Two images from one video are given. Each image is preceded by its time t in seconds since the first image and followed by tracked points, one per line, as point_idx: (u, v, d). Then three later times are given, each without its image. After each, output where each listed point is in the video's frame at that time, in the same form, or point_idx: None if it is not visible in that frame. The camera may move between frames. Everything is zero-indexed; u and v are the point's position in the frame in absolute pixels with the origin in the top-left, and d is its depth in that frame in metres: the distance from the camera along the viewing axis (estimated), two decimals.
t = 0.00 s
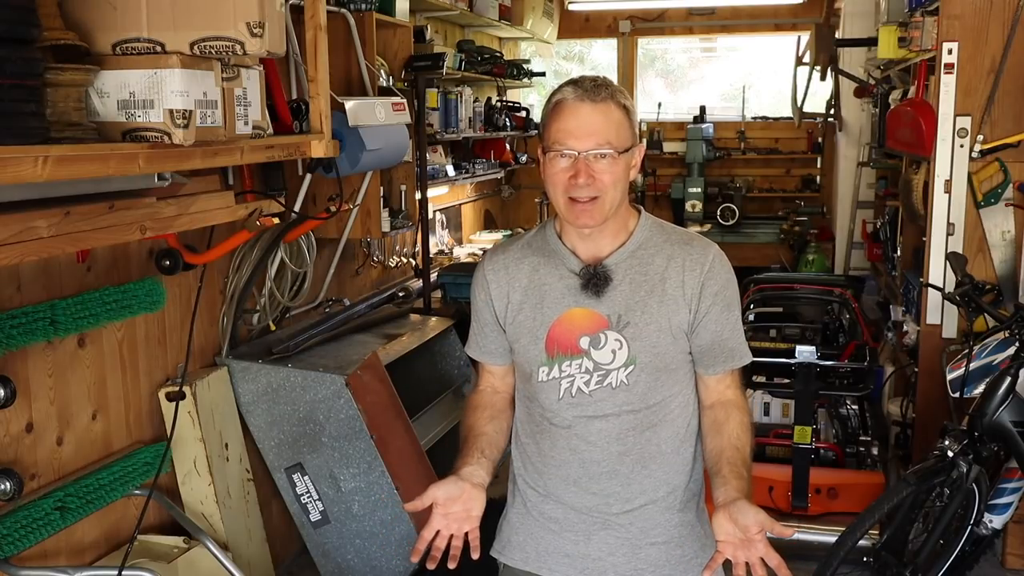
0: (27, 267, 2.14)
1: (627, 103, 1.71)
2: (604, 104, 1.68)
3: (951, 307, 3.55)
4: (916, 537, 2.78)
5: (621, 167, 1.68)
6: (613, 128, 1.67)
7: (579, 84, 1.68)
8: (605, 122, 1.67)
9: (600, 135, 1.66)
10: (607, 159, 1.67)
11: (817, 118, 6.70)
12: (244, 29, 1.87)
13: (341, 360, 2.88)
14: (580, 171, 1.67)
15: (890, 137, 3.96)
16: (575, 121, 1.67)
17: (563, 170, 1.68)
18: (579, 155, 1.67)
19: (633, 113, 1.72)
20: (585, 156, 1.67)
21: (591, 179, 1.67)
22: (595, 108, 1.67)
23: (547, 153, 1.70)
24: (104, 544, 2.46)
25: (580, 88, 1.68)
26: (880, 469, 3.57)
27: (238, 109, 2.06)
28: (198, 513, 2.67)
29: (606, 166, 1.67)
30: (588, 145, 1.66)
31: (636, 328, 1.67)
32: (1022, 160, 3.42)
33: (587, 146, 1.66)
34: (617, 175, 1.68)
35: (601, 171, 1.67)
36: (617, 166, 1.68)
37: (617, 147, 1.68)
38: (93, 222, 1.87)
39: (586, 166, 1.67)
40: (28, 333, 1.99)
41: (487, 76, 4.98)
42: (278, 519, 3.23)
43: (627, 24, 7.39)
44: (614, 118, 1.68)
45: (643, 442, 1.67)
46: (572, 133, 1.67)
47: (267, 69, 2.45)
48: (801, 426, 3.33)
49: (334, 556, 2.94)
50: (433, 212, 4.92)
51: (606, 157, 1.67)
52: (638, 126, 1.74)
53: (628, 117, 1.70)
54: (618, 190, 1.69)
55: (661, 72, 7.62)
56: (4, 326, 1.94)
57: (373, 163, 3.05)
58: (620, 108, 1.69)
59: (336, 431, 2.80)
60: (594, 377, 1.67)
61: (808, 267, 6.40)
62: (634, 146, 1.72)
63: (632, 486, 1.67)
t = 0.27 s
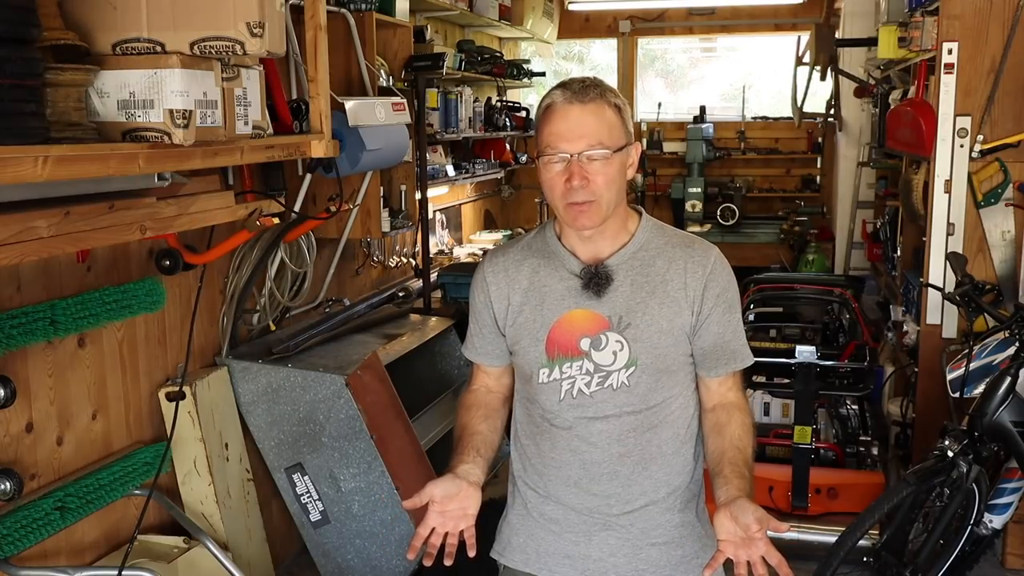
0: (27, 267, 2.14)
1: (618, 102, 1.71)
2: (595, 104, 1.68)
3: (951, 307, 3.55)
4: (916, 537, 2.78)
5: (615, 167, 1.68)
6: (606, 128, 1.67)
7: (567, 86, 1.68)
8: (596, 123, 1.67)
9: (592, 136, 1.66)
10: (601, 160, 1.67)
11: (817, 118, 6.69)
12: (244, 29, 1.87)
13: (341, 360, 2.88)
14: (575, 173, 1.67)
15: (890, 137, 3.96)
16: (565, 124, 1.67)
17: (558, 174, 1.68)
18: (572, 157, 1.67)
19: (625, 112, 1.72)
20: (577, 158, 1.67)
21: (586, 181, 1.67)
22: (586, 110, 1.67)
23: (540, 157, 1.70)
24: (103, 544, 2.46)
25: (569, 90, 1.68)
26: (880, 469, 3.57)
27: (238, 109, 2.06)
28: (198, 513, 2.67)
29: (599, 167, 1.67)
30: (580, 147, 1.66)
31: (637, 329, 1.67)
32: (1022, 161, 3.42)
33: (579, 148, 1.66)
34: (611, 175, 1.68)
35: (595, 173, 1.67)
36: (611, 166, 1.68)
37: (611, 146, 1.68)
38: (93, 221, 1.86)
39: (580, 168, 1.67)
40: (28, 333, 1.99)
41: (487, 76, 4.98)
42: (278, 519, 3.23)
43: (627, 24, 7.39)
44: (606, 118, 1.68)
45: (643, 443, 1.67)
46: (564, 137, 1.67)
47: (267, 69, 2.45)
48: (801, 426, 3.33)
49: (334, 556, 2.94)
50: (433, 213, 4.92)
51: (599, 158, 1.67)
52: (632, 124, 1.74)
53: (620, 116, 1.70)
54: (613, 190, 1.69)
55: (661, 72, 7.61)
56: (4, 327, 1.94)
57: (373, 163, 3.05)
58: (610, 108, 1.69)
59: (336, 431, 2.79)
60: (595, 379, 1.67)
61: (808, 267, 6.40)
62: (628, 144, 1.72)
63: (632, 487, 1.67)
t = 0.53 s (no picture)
0: (27, 267, 2.14)
1: (591, 111, 1.69)
2: (563, 118, 1.67)
3: (951, 307, 3.55)
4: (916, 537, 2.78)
5: (586, 180, 1.67)
6: (572, 142, 1.66)
7: (535, 102, 1.68)
8: (563, 138, 1.66)
9: (559, 150, 1.66)
10: (571, 174, 1.66)
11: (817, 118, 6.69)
12: (244, 29, 1.87)
13: (342, 360, 2.89)
14: (545, 189, 1.67)
15: (890, 137, 3.96)
16: (534, 141, 1.68)
17: (529, 191, 1.69)
18: (538, 176, 1.67)
19: (596, 120, 1.69)
20: (544, 176, 1.67)
21: (557, 197, 1.67)
22: (553, 125, 1.67)
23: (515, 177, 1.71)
24: (104, 544, 2.46)
25: (536, 106, 1.68)
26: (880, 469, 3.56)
27: (238, 109, 2.06)
28: (198, 513, 2.67)
29: (569, 182, 1.66)
30: (545, 166, 1.66)
31: (637, 330, 1.67)
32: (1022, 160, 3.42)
33: (544, 168, 1.66)
34: (582, 189, 1.67)
35: (564, 188, 1.66)
36: (583, 179, 1.67)
37: (580, 159, 1.66)
38: (93, 221, 1.86)
39: (550, 183, 1.66)
40: (28, 333, 1.99)
41: (487, 76, 4.98)
42: (278, 519, 3.23)
43: (627, 24, 7.39)
44: (574, 131, 1.67)
45: (643, 443, 1.67)
46: (534, 153, 1.67)
47: (267, 69, 2.45)
48: (801, 426, 3.33)
49: (334, 556, 2.94)
50: (433, 213, 4.92)
51: (566, 173, 1.66)
52: (612, 131, 1.71)
53: (588, 126, 1.68)
54: (586, 203, 1.68)
55: (661, 72, 7.61)
56: (4, 327, 1.94)
57: (373, 163, 3.05)
58: (575, 120, 1.68)
59: (336, 431, 2.80)
60: (595, 379, 1.67)
61: (808, 267, 6.40)
62: (605, 154, 1.70)
63: (631, 487, 1.67)
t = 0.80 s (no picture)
0: (27, 267, 2.14)
1: (581, 114, 1.69)
2: (552, 124, 1.68)
3: (951, 307, 3.55)
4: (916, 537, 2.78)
5: (580, 183, 1.67)
6: (563, 148, 1.66)
7: (523, 111, 1.69)
8: (553, 144, 1.67)
9: (550, 156, 1.66)
10: (564, 179, 1.66)
11: (817, 118, 6.69)
12: (244, 29, 1.87)
13: (342, 360, 2.89)
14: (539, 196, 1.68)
15: (890, 137, 3.96)
16: (526, 149, 1.68)
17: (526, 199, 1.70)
18: (532, 183, 1.68)
19: (587, 122, 1.69)
20: (538, 183, 1.67)
21: (552, 202, 1.67)
22: (542, 133, 1.67)
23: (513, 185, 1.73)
24: (104, 544, 2.46)
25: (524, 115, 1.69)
26: (880, 469, 3.56)
27: (238, 109, 2.06)
28: (198, 513, 2.67)
29: (563, 187, 1.67)
30: (538, 173, 1.67)
31: (636, 330, 1.67)
32: (1022, 160, 3.42)
33: (536, 175, 1.67)
34: (576, 193, 1.67)
35: (559, 193, 1.67)
36: (577, 183, 1.67)
37: (574, 164, 1.66)
38: (93, 221, 1.86)
39: (545, 189, 1.67)
40: (28, 333, 1.99)
41: (487, 77, 4.98)
42: (278, 519, 3.23)
43: (627, 24, 7.39)
44: (563, 137, 1.67)
45: (642, 444, 1.67)
46: (526, 161, 1.68)
47: (267, 69, 2.45)
48: (801, 426, 3.32)
49: (334, 556, 2.94)
50: (433, 213, 4.92)
51: (559, 178, 1.66)
52: (604, 132, 1.70)
53: (579, 130, 1.68)
54: (582, 206, 1.68)
55: (661, 72, 7.61)
56: (4, 327, 1.94)
57: (373, 163, 3.05)
58: (564, 125, 1.68)
59: (336, 431, 2.80)
60: (594, 379, 1.67)
61: (808, 267, 6.40)
62: (598, 155, 1.69)
63: (630, 486, 1.67)
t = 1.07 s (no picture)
0: (27, 267, 2.14)
1: (578, 117, 1.68)
2: (550, 129, 1.68)
3: (951, 307, 3.55)
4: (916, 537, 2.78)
5: (581, 187, 1.67)
6: (560, 152, 1.67)
7: (521, 116, 1.70)
8: (552, 149, 1.67)
9: (549, 161, 1.67)
10: (564, 184, 1.67)
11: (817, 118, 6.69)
12: (244, 29, 1.87)
13: (342, 361, 2.89)
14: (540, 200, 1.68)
15: (890, 137, 3.96)
16: (525, 154, 1.69)
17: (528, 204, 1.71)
18: (533, 188, 1.69)
19: (584, 125, 1.69)
20: (539, 188, 1.68)
21: (554, 206, 1.68)
22: (540, 138, 1.68)
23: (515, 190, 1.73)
24: (103, 544, 2.46)
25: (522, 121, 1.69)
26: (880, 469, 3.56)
27: (238, 109, 2.06)
28: (198, 513, 2.67)
29: (563, 191, 1.67)
30: (538, 178, 1.68)
31: (636, 329, 1.67)
32: (1022, 160, 3.42)
33: (536, 180, 1.68)
34: (577, 197, 1.68)
35: (559, 197, 1.67)
36: (577, 187, 1.67)
37: (573, 168, 1.67)
38: (93, 221, 1.86)
39: (545, 195, 1.68)
40: (28, 333, 1.99)
41: (487, 76, 4.98)
42: (278, 519, 3.22)
43: (627, 24, 7.39)
44: (562, 141, 1.67)
45: (642, 442, 1.67)
46: (526, 167, 1.69)
47: (267, 69, 2.45)
48: (801, 426, 3.32)
49: (334, 556, 2.94)
50: (433, 213, 4.92)
51: (559, 183, 1.67)
52: (602, 134, 1.70)
53: (575, 133, 1.68)
54: (583, 209, 1.68)
55: (661, 72, 7.61)
56: (4, 326, 1.94)
57: (373, 163, 3.05)
58: (563, 128, 1.68)
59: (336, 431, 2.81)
60: (594, 376, 1.67)
61: (808, 267, 6.40)
62: (597, 158, 1.69)
63: (629, 485, 1.67)
